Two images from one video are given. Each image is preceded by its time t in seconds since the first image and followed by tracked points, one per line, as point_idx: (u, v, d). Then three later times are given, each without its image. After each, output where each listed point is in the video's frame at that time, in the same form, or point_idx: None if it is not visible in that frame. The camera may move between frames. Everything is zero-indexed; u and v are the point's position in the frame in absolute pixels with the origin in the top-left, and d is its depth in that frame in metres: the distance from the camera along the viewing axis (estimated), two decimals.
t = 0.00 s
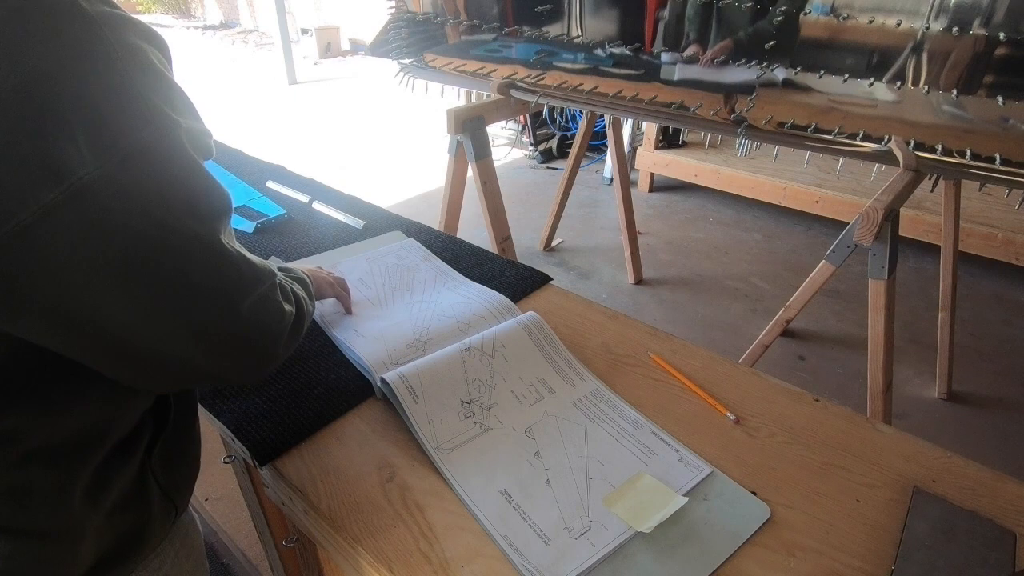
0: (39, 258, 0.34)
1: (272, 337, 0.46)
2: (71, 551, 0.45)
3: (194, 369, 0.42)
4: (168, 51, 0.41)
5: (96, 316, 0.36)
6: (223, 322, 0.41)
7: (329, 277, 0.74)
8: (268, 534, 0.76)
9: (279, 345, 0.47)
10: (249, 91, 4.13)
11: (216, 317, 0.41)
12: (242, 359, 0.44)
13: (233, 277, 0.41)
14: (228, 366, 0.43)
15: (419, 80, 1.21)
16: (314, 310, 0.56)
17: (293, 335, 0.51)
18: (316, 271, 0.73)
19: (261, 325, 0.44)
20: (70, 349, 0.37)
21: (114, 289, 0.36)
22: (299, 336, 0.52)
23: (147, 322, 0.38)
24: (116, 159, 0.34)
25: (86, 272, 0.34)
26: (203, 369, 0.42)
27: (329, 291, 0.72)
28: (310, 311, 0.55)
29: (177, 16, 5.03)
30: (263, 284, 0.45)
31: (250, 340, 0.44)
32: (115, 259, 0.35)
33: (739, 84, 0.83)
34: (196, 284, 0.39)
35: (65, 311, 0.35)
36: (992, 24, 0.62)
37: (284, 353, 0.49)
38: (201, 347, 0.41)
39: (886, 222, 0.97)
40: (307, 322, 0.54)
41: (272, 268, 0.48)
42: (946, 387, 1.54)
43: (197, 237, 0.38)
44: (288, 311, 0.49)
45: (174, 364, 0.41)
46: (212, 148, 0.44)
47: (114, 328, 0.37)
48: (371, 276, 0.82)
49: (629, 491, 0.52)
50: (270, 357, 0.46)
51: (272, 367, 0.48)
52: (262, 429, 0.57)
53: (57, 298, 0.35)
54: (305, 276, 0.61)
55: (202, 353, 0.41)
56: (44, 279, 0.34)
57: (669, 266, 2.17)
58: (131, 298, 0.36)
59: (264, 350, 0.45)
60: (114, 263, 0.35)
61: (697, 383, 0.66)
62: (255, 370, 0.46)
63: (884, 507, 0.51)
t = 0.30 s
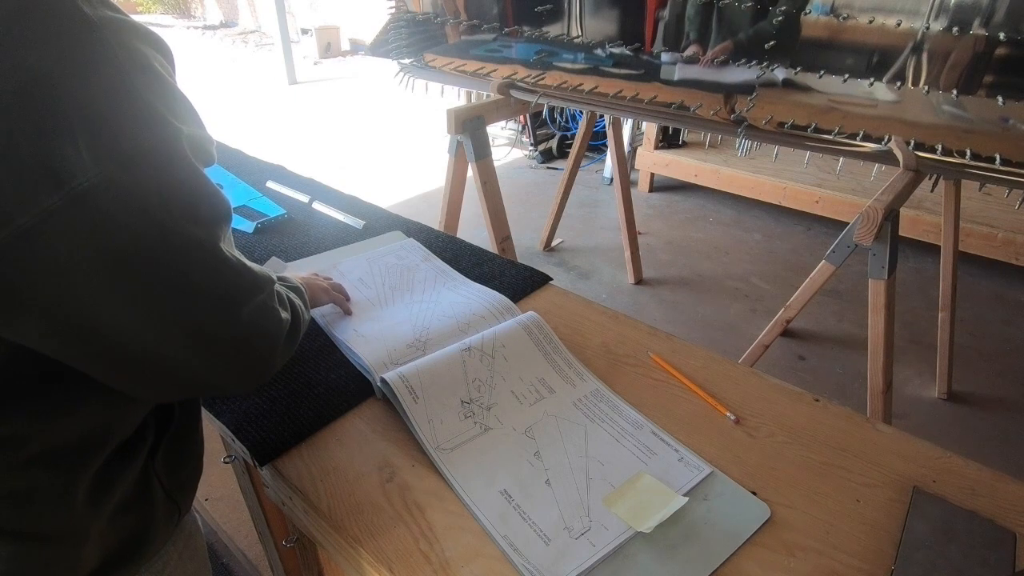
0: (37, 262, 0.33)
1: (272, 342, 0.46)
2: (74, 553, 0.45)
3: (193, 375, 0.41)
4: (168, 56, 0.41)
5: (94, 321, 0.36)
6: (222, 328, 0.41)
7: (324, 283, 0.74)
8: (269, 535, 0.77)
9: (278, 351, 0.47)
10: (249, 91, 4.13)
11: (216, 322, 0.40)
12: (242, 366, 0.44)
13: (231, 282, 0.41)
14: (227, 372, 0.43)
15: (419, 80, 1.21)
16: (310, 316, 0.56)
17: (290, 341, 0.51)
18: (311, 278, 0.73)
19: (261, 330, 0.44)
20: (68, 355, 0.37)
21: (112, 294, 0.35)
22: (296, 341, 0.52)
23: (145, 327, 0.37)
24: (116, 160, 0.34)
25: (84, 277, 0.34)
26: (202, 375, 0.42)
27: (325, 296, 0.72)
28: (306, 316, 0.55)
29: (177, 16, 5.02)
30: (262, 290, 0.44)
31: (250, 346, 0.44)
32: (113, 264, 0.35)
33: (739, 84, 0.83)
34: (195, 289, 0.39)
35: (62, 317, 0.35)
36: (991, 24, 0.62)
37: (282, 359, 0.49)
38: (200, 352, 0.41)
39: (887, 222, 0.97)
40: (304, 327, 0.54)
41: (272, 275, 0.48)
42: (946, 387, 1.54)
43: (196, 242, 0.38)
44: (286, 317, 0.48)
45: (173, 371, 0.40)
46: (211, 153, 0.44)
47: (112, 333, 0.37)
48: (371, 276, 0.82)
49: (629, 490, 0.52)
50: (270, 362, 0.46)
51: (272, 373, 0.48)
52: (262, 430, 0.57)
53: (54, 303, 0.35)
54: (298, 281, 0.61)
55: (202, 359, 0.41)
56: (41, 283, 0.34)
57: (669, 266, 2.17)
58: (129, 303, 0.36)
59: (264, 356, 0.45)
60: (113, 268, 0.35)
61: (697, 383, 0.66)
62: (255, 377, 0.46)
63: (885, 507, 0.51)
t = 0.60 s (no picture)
0: (36, 262, 0.33)
1: (274, 342, 0.46)
2: (76, 553, 0.45)
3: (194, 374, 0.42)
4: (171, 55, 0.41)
5: (95, 321, 0.36)
6: (223, 328, 0.41)
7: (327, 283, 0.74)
8: (269, 535, 0.77)
9: (280, 350, 0.47)
10: (249, 91, 4.13)
11: (217, 323, 0.40)
12: (244, 365, 0.44)
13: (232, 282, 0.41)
14: (228, 372, 0.43)
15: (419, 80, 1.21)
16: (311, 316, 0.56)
17: (292, 339, 0.50)
18: (312, 277, 0.73)
19: (263, 330, 0.44)
20: (70, 354, 0.37)
21: (112, 294, 0.36)
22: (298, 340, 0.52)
23: (146, 327, 0.38)
24: (118, 158, 0.34)
25: (84, 277, 0.34)
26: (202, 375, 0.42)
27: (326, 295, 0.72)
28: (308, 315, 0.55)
29: (177, 16, 5.02)
30: (264, 290, 0.44)
31: (251, 347, 0.44)
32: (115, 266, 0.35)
33: (739, 84, 0.83)
34: (196, 290, 0.38)
35: (63, 317, 0.35)
36: (991, 24, 0.62)
37: (284, 359, 0.48)
38: (201, 353, 0.41)
39: (886, 222, 0.97)
40: (305, 325, 0.53)
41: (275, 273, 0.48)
42: (946, 387, 1.54)
43: (198, 242, 0.38)
44: (289, 316, 0.48)
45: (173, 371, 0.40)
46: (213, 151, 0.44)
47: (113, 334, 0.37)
48: (371, 276, 0.82)
49: (629, 490, 0.52)
50: (273, 361, 0.46)
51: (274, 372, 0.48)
52: (262, 429, 0.57)
53: (55, 303, 0.35)
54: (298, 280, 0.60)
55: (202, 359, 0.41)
56: (40, 282, 0.34)
57: (669, 266, 2.17)
58: (129, 303, 0.36)
59: (266, 356, 0.45)
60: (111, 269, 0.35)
61: (697, 383, 0.66)
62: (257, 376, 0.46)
63: (884, 507, 0.51)
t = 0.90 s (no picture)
0: (35, 262, 0.33)
1: (273, 344, 0.46)
2: (77, 552, 0.45)
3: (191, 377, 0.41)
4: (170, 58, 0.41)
5: (93, 323, 0.36)
6: (222, 329, 0.41)
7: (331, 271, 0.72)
8: (269, 535, 0.76)
9: (279, 353, 0.47)
10: (249, 91, 4.13)
11: (216, 324, 0.40)
12: (242, 368, 0.44)
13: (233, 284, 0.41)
14: (228, 373, 0.43)
15: (419, 80, 1.21)
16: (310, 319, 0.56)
17: (291, 342, 0.50)
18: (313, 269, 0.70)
19: (262, 332, 0.44)
20: (67, 355, 0.37)
21: (110, 295, 0.36)
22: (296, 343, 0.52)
23: (145, 328, 0.37)
24: (115, 158, 0.34)
25: (82, 278, 0.34)
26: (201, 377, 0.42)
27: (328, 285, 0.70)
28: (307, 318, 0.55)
29: (177, 17, 5.00)
30: (262, 292, 0.44)
31: (250, 349, 0.44)
32: (113, 266, 0.35)
33: (739, 84, 0.83)
34: (195, 292, 0.39)
35: (61, 318, 0.35)
36: (991, 24, 0.62)
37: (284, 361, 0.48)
38: (200, 355, 0.41)
39: (886, 222, 0.97)
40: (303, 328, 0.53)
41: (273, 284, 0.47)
42: (946, 387, 1.54)
43: (197, 243, 0.38)
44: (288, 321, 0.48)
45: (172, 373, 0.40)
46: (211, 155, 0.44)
47: (110, 335, 0.37)
48: (370, 276, 0.82)
49: (628, 490, 0.52)
50: (272, 364, 0.46)
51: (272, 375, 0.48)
52: (262, 429, 0.57)
53: (53, 303, 0.35)
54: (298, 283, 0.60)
55: (200, 360, 0.41)
56: (37, 282, 0.34)
57: (669, 266, 2.17)
58: (127, 304, 0.36)
59: (265, 359, 0.45)
60: (109, 269, 0.35)
61: (697, 383, 0.66)
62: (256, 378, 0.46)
63: (885, 507, 0.51)
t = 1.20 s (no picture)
0: (47, 263, 0.33)
1: (292, 339, 0.45)
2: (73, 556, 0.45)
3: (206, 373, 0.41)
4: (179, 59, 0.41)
5: (103, 321, 0.36)
6: (235, 327, 0.40)
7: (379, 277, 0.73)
8: (269, 535, 0.76)
9: (299, 350, 0.46)
10: (249, 91, 4.13)
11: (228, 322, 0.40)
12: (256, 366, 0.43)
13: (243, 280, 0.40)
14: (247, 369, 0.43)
15: (419, 80, 1.21)
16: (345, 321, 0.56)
17: (319, 338, 0.50)
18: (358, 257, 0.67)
19: (280, 327, 0.43)
20: (85, 353, 0.37)
21: (118, 294, 0.35)
22: (325, 340, 0.52)
23: (159, 325, 0.37)
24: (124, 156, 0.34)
25: (90, 276, 0.34)
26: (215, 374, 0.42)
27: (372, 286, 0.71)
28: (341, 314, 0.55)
29: (177, 17, 4.80)
30: (278, 288, 0.43)
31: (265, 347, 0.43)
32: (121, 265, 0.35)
33: (739, 84, 0.83)
34: (205, 291, 0.38)
35: (77, 317, 0.35)
36: (992, 24, 0.62)
37: (305, 356, 0.47)
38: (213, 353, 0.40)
39: (886, 222, 0.97)
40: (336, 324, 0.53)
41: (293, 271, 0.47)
42: (946, 387, 1.54)
43: (206, 240, 0.37)
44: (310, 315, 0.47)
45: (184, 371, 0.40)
46: (223, 154, 0.44)
47: (125, 332, 0.37)
48: (370, 276, 0.82)
49: (629, 490, 0.52)
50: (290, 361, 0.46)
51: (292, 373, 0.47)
52: (262, 429, 0.57)
53: (68, 303, 0.35)
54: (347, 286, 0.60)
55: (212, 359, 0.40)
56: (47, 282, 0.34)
57: (669, 266, 2.17)
58: (136, 303, 0.36)
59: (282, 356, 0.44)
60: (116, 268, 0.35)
61: (697, 383, 0.66)
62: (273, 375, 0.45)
63: (885, 507, 0.51)
